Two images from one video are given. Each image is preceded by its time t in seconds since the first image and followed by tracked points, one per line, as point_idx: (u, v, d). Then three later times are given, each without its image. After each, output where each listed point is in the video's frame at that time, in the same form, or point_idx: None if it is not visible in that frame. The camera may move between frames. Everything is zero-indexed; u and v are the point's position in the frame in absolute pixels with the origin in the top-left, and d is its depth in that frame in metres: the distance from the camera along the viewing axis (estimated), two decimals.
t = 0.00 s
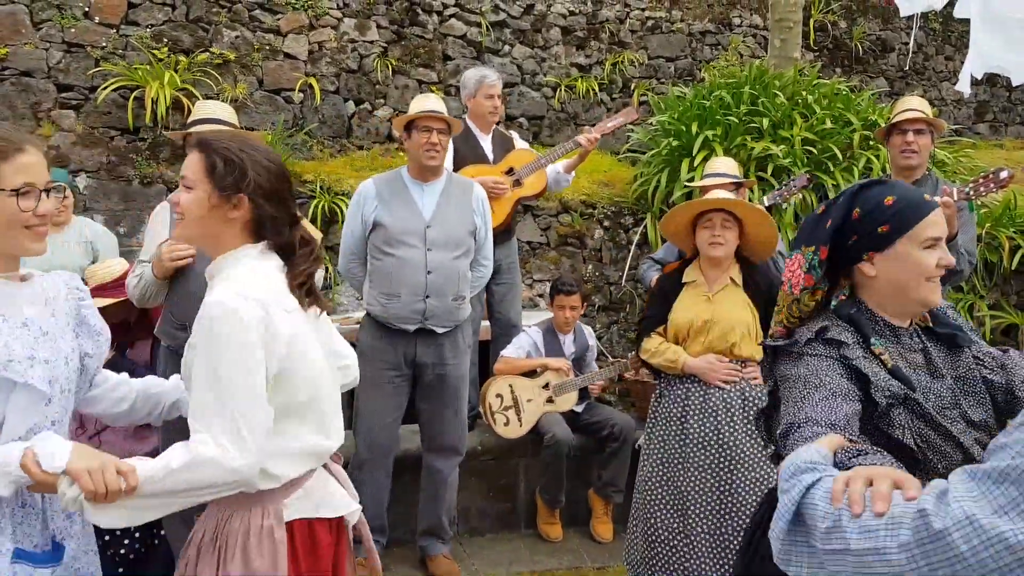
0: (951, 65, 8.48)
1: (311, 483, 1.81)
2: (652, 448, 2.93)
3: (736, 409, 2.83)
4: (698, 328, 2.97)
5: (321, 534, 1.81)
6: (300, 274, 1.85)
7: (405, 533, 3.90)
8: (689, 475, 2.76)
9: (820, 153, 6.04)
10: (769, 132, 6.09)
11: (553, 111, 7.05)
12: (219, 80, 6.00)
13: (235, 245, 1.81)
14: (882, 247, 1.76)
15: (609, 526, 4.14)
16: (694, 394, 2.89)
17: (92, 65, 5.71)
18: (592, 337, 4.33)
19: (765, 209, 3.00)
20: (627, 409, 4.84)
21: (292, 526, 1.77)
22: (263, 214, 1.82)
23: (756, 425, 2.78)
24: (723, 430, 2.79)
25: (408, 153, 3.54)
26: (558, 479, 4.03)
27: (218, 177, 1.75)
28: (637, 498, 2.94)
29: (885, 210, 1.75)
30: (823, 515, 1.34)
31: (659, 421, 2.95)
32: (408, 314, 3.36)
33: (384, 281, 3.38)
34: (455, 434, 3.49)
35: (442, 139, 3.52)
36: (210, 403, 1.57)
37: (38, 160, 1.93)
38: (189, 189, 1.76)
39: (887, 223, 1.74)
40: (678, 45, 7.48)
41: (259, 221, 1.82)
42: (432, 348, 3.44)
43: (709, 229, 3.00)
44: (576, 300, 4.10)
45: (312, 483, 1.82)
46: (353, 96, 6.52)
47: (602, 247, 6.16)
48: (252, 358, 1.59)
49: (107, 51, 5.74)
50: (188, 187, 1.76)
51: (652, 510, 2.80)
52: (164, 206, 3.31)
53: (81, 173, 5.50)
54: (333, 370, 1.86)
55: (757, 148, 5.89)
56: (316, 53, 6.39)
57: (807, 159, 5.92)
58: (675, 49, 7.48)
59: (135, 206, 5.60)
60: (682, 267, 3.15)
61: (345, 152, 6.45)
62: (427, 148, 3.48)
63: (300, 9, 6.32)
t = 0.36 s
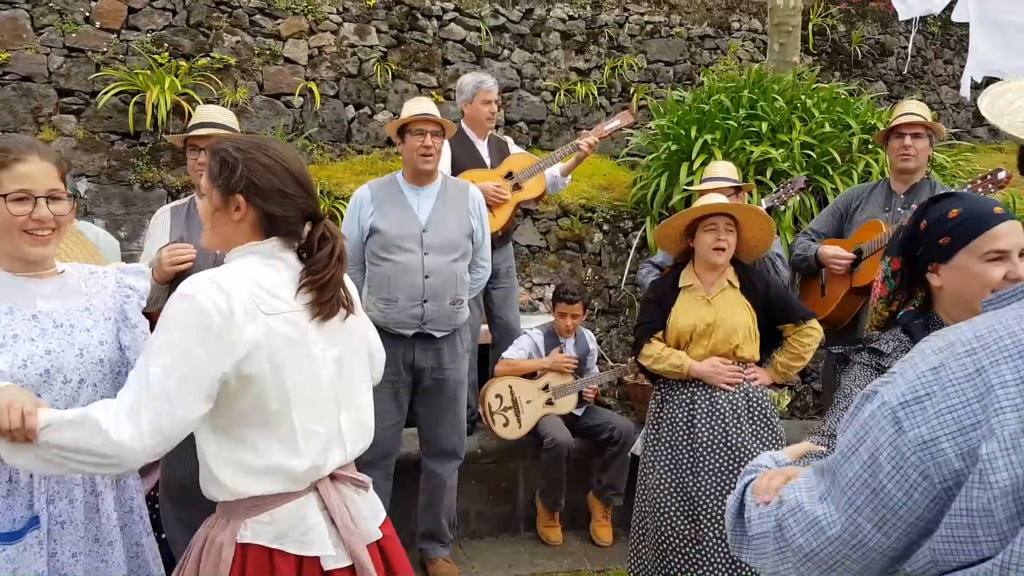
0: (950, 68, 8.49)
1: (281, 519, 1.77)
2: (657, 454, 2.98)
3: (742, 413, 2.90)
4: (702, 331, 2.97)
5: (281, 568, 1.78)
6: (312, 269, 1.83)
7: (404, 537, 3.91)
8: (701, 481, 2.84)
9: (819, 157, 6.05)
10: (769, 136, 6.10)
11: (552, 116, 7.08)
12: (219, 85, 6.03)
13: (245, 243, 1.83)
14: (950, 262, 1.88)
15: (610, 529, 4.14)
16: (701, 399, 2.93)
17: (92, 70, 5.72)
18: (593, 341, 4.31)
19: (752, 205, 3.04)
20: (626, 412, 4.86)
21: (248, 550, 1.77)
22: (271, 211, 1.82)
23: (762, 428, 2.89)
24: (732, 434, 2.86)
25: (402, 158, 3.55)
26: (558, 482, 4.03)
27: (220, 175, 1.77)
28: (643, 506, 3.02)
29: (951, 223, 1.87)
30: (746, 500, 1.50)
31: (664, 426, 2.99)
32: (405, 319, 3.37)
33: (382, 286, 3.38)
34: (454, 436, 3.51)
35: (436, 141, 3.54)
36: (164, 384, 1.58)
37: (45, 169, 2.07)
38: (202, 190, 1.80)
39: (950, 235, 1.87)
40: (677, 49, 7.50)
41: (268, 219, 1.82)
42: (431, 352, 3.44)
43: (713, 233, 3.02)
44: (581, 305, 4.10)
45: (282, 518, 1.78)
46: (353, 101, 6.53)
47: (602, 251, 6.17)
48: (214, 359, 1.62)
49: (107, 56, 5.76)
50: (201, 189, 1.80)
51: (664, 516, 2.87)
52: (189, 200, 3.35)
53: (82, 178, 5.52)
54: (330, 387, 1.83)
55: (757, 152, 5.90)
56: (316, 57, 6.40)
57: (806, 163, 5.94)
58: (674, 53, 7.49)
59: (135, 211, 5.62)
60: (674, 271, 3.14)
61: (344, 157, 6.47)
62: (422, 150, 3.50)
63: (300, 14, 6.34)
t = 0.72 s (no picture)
0: (952, 70, 8.49)
1: (194, 548, 1.69)
2: (659, 456, 2.99)
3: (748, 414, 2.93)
4: (706, 334, 2.97)
5: None
6: (244, 273, 1.70)
7: (404, 538, 3.91)
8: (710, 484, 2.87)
9: (821, 159, 6.05)
10: (770, 138, 6.10)
11: (553, 118, 7.10)
12: (221, 87, 6.05)
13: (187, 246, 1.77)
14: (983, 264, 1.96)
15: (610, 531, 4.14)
16: (707, 401, 2.95)
17: (94, 72, 5.73)
18: (596, 344, 4.28)
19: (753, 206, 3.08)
20: (626, 414, 4.86)
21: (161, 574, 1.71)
22: (208, 213, 1.71)
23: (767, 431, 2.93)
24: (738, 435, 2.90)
25: (385, 155, 3.54)
26: (558, 485, 4.03)
27: (165, 176, 1.74)
28: (646, 509, 3.03)
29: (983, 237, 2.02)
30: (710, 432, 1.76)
31: (668, 428, 2.99)
32: (396, 321, 3.38)
33: (373, 288, 3.39)
34: (451, 439, 3.52)
35: (419, 141, 3.51)
36: (72, 369, 1.57)
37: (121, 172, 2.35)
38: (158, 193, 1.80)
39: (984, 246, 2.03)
40: (679, 51, 7.50)
41: (214, 223, 1.72)
42: (423, 354, 3.45)
43: (717, 235, 3.02)
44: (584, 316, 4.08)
45: (194, 546, 1.70)
46: (354, 103, 6.53)
47: (602, 253, 6.18)
48: (143, 354, 1.60)
49: (109, 57, 5.77)
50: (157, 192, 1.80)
51: (672, 519, 2.90)
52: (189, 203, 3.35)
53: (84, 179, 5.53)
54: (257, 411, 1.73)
55: (758, 154, 5.90)
56: (317, 59, 6.41)
57: (806, 165, 5.95)
58: (675, 55, 7.50)
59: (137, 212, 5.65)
60: (674, 272, 3.14)
61: (346, 158, 6.48)
62: (405, 150, 3.48)
63: (302, 16, 6.35)
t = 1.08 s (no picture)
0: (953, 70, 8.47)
1: (165, 541, 1.82)
2: (662, 457, 2.97)
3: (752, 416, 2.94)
4: (710, 335, 2.97)
5: None
6: (193, 277, 1.74)
7: (406, 540, 3.90)
8: (716, 486, 2.86)
9: (822, 159, 6.03)
10: (771, 138, 6.09)
11: (555, 119, 7.09)
12: (222, 90, 6.05)
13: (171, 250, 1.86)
14: None
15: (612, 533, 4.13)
16: (712, 403, 2.94)
17: (96, 75, 5.74)
18: (598, 347, 4.26)
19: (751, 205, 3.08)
20: (628, 416, 4.86)
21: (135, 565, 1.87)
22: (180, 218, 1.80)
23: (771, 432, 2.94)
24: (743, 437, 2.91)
25: (379, 158, 3.53)
26: (560, 486, 4.02)
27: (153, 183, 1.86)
28: (648, 513, 3.00)
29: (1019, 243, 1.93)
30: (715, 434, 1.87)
31: (672, 430, 2.98)
32: (390, 323, 3.37)
33: (367, 290, 3.38)
34: (449, 440, 3.51)
35: (412, 144, 3.51)
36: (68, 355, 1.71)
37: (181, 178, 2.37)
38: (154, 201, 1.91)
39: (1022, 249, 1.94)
40: (680, 51, 7.49)
41: (188, 229, 1.81)
42: (418, 356, 3.44)
43: (717, 235, 3.02)
44: (586, 329, 4.04)
45: (167, 540, 1.82)
46: (355, 105, 6.54)
47: (604, 254, 6.17)
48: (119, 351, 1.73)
49: (110, 61, 5.77)
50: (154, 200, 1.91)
51: (677, 520, 2.88)
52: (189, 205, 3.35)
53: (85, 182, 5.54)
54: (226, 415, 1.82)
55: (759, 154, 5.89)
56: (318, 61, 6.40)
57: (808, 165, 5.94)
58: (676, 56, 7.49)
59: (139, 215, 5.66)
60: (675, 272, 3.13)
61: (347, 160, 6.48)
62: (398, 153, 3.48)
63: (302, 18, 6.35)
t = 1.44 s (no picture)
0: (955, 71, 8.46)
1: (241, 528, 1.83)
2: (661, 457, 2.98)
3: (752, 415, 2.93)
4: (711, 335, 2.95)
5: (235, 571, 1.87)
6: (299, 274, 1.86)
7: (407, 539, 3.91)
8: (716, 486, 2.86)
9: (824, 160, 6.03)
10: (773, 138, 6.09)
11: (557, 119, 7.08)
12: (225, 89, 6.05)
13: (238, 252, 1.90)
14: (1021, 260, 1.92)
15: (614, 533, 4.13)
16: (712, 402, 2.93)
17: (99, 73, 5.75)
18: (600, 347, 4.24)
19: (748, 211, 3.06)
20: (630, 416, 4.86)
21: (209, 553, 1.87)
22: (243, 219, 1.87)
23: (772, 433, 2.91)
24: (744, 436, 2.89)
25: (379, 161, 3.53)
26: (561, 486, 4.02)
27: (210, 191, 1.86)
28: (648, 513, 3.00)
29: None
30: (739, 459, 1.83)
31: (672, 429, 2.98)
32: (389, 321, 3.37)
33: (365, 289, 3.38)
34: (449, 440, 3.51)
35: (413, 154, 3.48)
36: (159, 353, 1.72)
37: (169, 176, 2.29)
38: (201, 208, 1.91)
39: None
40: (682, 52, 7.49)
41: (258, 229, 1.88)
42: (416, 354, 3.44)
43: (711, 241, 3.00)
44: (585, 328, 4.04)
45: (242, 527, 1.83)
46: (357, 104, 6.54)
47: (605, 254, 6.17)
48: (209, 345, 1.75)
49: (113, 59, 5.78)
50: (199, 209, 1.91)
51: (675, 520, 2.88)
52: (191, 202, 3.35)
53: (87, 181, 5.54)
54: (301, 399, 1.86)
55: (761, 155, 5.89)
56: (320, 60, 6.41)
57: (810, 165, 5.93)
58: (679, 56, 7.49)
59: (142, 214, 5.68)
60: (678, 273, 3.14)
61: (349, 160, 6.49)
62: (398, 162, 3.46)
63: (305, 17, 6.35)
